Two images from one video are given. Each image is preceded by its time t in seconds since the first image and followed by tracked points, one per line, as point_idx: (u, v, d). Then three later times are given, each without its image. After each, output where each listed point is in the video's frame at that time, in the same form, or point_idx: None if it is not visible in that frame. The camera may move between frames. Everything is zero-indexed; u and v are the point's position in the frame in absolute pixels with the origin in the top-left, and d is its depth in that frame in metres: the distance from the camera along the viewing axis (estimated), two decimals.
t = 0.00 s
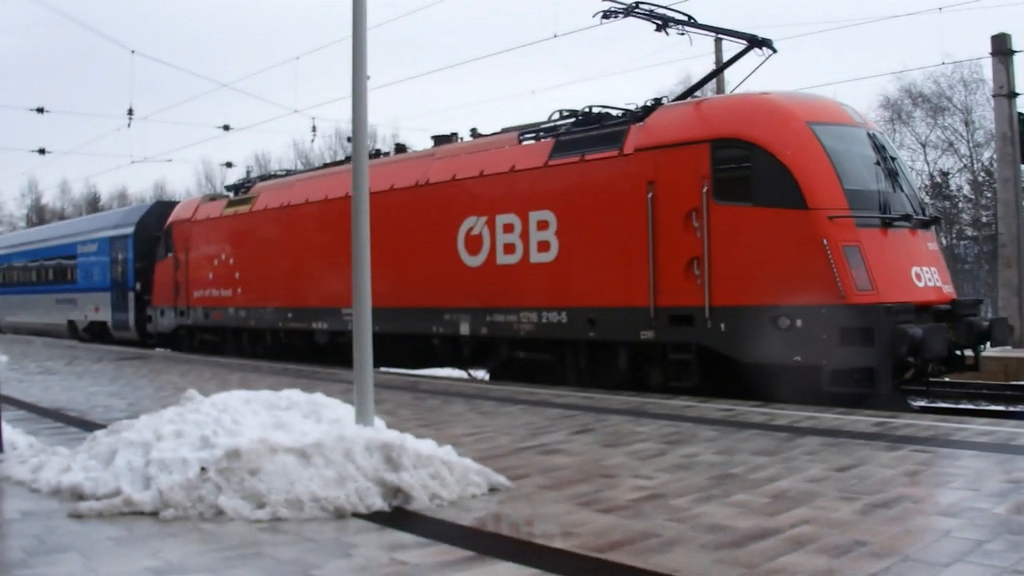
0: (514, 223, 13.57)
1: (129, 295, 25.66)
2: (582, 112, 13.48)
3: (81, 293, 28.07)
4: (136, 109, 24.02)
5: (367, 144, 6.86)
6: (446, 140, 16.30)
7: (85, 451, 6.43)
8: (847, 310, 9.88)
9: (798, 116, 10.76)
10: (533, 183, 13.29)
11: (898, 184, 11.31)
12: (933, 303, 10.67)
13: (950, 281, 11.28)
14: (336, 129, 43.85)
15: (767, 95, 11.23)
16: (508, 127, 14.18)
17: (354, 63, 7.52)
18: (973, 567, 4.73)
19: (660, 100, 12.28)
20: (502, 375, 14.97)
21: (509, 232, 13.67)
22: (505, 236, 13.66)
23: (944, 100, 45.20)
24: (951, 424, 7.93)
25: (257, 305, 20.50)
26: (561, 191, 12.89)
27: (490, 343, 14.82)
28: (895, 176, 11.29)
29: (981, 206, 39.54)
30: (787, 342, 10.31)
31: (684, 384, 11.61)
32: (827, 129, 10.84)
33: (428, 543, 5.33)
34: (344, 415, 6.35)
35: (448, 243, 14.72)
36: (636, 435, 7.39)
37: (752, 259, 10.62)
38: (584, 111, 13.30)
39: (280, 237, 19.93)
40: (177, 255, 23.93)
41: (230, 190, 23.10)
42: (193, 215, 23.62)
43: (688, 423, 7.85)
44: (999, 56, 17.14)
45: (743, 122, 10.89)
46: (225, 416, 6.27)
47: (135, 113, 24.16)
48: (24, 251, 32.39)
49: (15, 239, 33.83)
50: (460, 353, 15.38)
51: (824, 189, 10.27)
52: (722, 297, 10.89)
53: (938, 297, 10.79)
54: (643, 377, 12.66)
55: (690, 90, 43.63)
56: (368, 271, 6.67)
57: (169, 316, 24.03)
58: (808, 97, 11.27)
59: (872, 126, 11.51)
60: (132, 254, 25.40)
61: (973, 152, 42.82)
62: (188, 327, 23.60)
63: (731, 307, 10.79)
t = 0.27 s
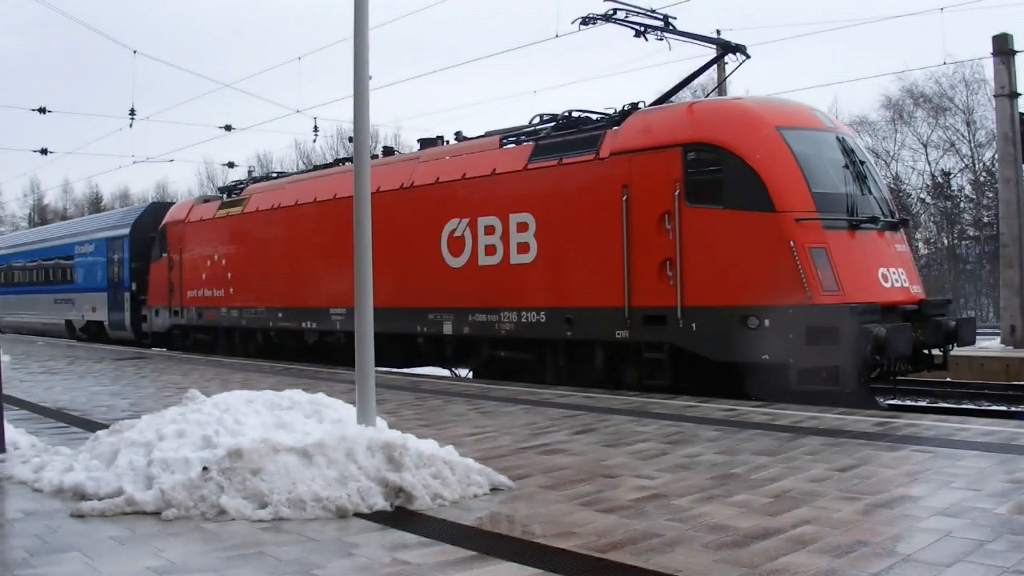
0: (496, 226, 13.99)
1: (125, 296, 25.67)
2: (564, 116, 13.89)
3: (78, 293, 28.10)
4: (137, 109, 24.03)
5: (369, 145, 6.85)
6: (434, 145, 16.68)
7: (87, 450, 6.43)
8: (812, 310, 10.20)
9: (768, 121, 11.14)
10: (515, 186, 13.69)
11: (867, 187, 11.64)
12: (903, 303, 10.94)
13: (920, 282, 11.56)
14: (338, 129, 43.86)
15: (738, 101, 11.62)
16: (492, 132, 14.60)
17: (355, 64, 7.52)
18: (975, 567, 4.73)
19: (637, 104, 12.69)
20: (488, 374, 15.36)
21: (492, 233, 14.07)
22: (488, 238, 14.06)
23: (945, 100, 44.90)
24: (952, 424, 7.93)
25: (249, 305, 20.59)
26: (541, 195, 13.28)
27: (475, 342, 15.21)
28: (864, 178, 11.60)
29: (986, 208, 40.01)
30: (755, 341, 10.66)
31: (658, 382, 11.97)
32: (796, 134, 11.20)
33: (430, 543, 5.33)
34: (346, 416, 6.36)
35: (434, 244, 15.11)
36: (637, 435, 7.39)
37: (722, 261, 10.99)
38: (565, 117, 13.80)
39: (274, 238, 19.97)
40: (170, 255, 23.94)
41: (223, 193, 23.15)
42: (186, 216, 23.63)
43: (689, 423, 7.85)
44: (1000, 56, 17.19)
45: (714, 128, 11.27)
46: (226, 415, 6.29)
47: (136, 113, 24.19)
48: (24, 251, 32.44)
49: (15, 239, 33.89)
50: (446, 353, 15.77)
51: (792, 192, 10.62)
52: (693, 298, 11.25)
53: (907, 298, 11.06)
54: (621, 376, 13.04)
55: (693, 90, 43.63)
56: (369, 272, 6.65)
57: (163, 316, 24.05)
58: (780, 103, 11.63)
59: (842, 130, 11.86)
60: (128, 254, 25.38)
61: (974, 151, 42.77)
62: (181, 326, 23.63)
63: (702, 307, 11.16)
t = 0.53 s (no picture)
0: (480, 228, 14.36)
1: (125, 296, 25.68)
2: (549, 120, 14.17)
3: (79, 294, 28.14)
4: (141, 110, 24.05)
5: (374, 146, 6.83)
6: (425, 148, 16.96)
7: (92, 450, 6.44)
8: (783, 310, 10.67)
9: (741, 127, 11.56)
10: (498, 190, 14.04)
11: (840, 190, 12.08)
12: (871, 303, 11.45)
13: (891, 282, 12.06)
14: (342, 128, 43.84)
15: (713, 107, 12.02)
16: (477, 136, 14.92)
17: (361, 64, 7.50)
18: (980, 567, 4.73)
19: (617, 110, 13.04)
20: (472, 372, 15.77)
21: (476, 236, 14.44)
22: (472, 240, 14.42)
23: (950, 100, 44.78)
24: (957, 424, 7.93)
25: (245, 306, 20.60)
26: (524, 198, 13.64)
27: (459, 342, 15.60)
28: (837, 181, 12.04)
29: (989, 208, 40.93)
30: (728, 340, 11.10)
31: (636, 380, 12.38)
32: (768, 139, 11.63)
33: (435, 543, 5.34)
34: (351, 416, 6.36)
35: (419, 246, 15.44)
36: (642, 436, 7.39)
37: (697, 262, 11.40)
38: (547, 120, 14.03)
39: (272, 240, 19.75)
40: (168, 256, 23.94)
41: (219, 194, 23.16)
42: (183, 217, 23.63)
43: (694, 423, 7.85)
44: (1005, 56, 17.21)
45: (688, 133, 11.67)
46: (232, 416, 6.29)
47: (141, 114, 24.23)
48: (27, 252, 32.51)
49: (18, 240, 33.97)
50: (432, 352, 16.17)
51: (762, 196, 11.06)
52: (668, 298, 11.66)
53: (875, 297, 11.57)
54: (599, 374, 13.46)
55: (698, 91, 43.62)
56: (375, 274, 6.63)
57: (161, 316, 24.07)
58: (753, 108, 12.04)
59: (815, 135, 12.29)
60: (127, 255, 25.41)
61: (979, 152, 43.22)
62: (178, 326, 23.64)
63: (677, 308, 11.57)
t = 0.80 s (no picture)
0: (471, 230, 14.72)
1: (130, 297, 25.74)
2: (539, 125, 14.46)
3: (85, 294, 28.20)
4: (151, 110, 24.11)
5: (384, 147, 6.81)
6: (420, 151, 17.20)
7: (103, 450, 6.45)
8: (758, 310, 10.93)
9: (721, 132, 11.83)
10: (488, 192, 14.37)
11: (819, 193, 12.41)
12: (849, 304, 11.77)
13: (869, 284, 12.40)
14: (353, 128, 43.91)
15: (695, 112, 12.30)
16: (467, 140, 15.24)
17: (372, 63, 7.48)
18: (992, 569, 4.71)
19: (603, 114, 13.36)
20: (465, 370, 16.15)
21: (467, 238, 14.79)
22: (463, 242, 14.77)
23: (961, 100, 44.75)
24: (968, 425, 7.92)
25: (245, 307, 20.63)
26: (512, 201, 13.97)
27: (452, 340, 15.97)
28: (815, 185, 12.37)
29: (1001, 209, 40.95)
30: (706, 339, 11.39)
31: (619, 378, 12.70)
32: (748, 144, 11.92)
33: (445, 544, 5.34)
34: (362, 416, 6.36)
35: (413, 248, 15.80)
36: (653, 436, 7.39)
37: (676, 264, 11.69)
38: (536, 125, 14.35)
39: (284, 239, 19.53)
40: (172, 257, 23.95)
41: (221, 196, 23.17)
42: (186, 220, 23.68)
43: (705, 424, 7.84)
44: (1016, 56, 17.17)
45: (668, 138, 11.96)
46: (242, 416, 6.30)
47: (151, 115, 24.31)
48: (36, 251, 32.62)
49: (27, 239, 34.10)
50: (425, 351, 16.52)
51: (740, 199, 11.31)
52: (650, 299, 11.96)
53: (852, 298, 11.89)
54: (586, 372, 13.80)
55: (709, 91, 43.66)
56: (386, 274, 6.60)
57: (164, 317, 24.10)
58: (734, 113, 12.32)
59: (794, 139, 12.61)
60: (132, 256, 25.46)
61: (990, 152, 43.21)
62: (181, 326, 23.67)
63: (658, 308, 11.88)
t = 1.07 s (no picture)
0: (466, 231, 15.12)
1: (139, 295, 25.80)
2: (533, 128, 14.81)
3: (94, 292, 28.29)
4: (163, 109, 24.17)
5: (398, 144, 6.82)
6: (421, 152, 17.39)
7: (118, 448, 6.46)
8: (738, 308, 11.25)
9: (705, 136, 12.17)
10: (483, 194, 14.78)
11: (802, 195, 12.71)
12: (830, 303, 12.04)
13: (852, 284, 12.68)
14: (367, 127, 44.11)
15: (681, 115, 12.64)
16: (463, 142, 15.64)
17: (386, 62, 7.48)
18: (1006, 568, 4.70)
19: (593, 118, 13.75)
20: (461, 367, 16.53)
21: (462, 237, 15.19)
22: (458, 242, 15.18)
23: (975, 99, 45.63)
24: (983, 424, 7.89)
25: (250, 306, 20.67)
26: (506, 202, 14.37)
27: (449, 338, 16.37)
28: (799, 186, 12.66)
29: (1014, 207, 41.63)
30: (689, 337, 11.76)
31: (607, 375, 13.09)
32: (731, 146, 12.24)
33: (459, 542, 5.34)
34: (376, 414, 6.36)
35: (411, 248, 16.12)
36: (667, 435, 7.38)
37: (661, 264, 12.05)
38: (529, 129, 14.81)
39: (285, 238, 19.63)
40: (178, 256, 23.98)
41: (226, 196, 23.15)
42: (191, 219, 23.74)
43: (720, 423, 7.84)
44: None
45: (653, 141, 12.32)
46: (256, 414, 6.31)
47: (163, 114, 24.36)
48: (48, 250, 32.75)
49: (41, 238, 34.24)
50: (422, 348, 16.91)
51: (723, 201, 11.64)
52: (635, 298, 12.34)
53: (835, 297, 12.16)
54: (576, 368, 14.18)
55: (723, 90, 43.84)
56: (400, 272, 6.60)
57: (171, 315, 24.15)
58: (719, 117, 12.64)
59: (778, 142, 12.93)
60: (141, 255, 25.52)
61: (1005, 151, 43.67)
62: (188, 324, 23.72)
63: (644, 306, 12.27)
